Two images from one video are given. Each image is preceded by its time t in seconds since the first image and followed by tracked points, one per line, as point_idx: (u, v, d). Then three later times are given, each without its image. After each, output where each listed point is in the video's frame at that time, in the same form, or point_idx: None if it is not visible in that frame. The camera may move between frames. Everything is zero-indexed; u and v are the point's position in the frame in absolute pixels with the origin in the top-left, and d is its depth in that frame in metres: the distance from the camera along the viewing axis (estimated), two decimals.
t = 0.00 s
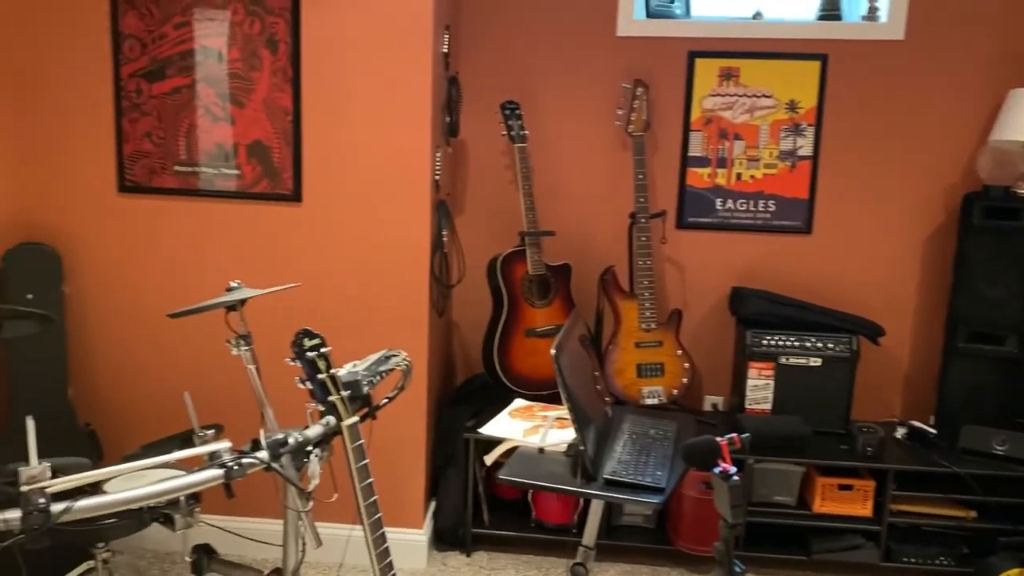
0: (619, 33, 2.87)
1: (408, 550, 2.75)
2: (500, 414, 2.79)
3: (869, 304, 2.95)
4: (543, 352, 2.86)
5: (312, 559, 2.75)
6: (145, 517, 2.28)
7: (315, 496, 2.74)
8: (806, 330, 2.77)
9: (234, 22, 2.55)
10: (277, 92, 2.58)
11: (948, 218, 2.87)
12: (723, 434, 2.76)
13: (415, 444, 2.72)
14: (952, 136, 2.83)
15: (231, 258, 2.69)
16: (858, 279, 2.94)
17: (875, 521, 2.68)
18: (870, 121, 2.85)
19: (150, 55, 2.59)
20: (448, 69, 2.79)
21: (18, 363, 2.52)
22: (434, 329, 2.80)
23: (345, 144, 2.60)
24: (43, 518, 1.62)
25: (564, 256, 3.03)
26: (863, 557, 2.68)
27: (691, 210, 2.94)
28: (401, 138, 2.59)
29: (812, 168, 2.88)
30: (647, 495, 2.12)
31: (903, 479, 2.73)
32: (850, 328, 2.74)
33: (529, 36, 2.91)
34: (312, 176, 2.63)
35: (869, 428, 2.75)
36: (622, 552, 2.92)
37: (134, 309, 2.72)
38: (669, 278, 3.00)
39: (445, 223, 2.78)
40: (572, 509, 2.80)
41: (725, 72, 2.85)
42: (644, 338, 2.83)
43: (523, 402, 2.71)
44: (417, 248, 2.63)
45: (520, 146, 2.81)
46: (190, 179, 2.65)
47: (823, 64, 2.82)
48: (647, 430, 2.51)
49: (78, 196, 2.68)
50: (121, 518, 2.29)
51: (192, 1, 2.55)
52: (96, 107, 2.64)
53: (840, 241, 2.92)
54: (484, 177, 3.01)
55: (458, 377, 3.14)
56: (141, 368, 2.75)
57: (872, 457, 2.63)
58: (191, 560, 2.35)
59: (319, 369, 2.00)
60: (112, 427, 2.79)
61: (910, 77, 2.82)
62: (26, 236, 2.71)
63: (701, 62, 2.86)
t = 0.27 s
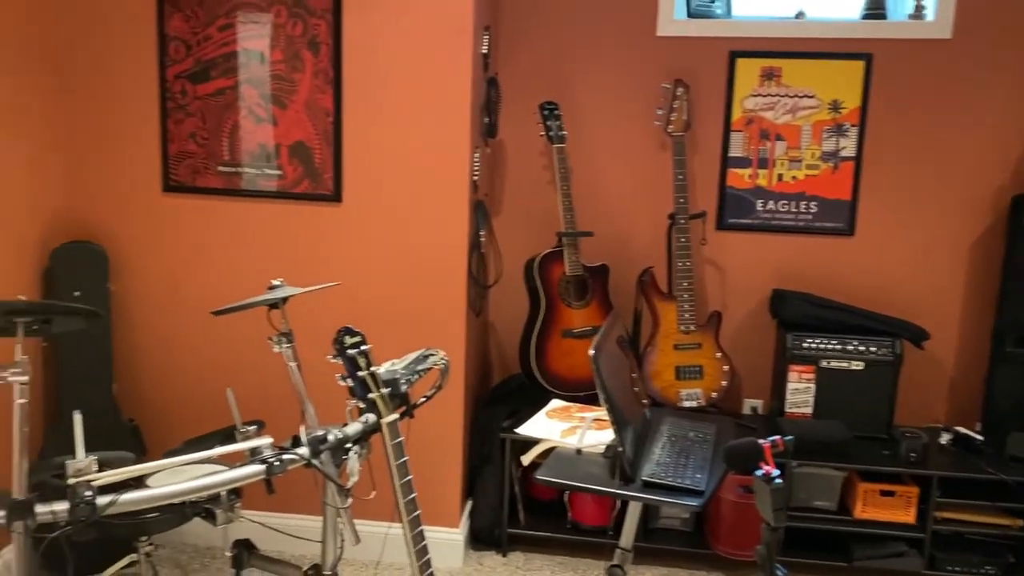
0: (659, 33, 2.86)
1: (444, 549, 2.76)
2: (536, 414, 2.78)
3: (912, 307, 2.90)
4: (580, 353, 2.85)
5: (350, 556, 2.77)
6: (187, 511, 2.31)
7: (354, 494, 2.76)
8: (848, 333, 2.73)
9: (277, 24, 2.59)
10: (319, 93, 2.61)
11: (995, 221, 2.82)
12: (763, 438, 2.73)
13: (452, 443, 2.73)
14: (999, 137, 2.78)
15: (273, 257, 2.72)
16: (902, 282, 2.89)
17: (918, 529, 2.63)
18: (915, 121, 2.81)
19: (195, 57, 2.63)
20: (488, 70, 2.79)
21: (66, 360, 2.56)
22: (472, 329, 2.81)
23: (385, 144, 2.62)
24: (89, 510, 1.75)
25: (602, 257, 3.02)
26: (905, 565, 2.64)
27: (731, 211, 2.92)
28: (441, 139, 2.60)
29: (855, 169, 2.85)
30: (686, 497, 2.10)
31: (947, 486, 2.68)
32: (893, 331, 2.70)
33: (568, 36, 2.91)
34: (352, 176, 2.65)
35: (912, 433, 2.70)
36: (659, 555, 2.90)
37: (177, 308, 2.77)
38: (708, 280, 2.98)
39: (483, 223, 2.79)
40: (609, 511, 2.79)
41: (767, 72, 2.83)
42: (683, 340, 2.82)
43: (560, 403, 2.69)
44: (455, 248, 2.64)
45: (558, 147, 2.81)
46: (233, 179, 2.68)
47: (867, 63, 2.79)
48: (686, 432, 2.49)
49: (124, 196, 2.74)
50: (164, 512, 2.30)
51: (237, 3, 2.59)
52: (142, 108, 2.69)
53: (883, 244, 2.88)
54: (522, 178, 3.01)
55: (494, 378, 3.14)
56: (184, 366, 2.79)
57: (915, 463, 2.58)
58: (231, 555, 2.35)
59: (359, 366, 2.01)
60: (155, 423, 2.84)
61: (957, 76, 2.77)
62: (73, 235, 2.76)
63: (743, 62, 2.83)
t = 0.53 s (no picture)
0: (695, 34, 2.84)
1: (477, 552, 2.76)
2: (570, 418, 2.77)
3: (954, 312, 2.85)
4: (614, 357, 2.83)
5: (384, 557, 2.78)
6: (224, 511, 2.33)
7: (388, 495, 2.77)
8: (888, 339, 2.69)
9: (314, 28, 2.61)
10: (355, 96, 2.63)
11: None
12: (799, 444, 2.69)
13: (485, 446, 2.73)
14: None
15: (309, 260, 2.74)
16: (944, 287, 2.84)
17: (960, 539, 2.58)
18: (958, 124, 2.76)
19: (234, 61, 2.66)
20: (523, 73, 2.79)
21: (107, 360, 2.60)
22: (505, 332, 2.81)
23: (421, 147, 2.63)
24: (130, 508, 1.75)
25: (636, 261, 3.00)
26: None
27: (768, 214, 2.89)
28: (476, 141, 2.60)
29: (896, 172, 2.81)
30: (722, 503, 2.07)
31: (990, 496, 2.63)
32: (934, 337, 2.65)
33: (604, 38, 2.90)
34: (388, 179, 2.66)
35: (954, 441, 2.65)
36: (693, 562, 2.88)
37: (215, 309, 2.80)
38: (744, 284, 2.95)
39: (517, 226, 2.79)
40: (643, 517, 2.77)
41: (805, 74, 2.80)
42: (719, 345, 2.79)
43: (594, 407, 2.68)
44: (490, 251, 2.64)
45: (593, 149, 2.80)
46: (270, 182, 2.71)
47: (908, 65, 2.75)
48: (722, 438, 2.47)
49: (164, 198, 2.77)
50: (201, 511, 2.33)
51: (275, 8, 2.61)
52: (182, 111, 2.72)
53: (924, 248, 2.83)
54: (556, 180, 3.01)
55: (527, 381, 3.14)
56: (221, 367, 2.82)
57: (956, 471, 2.53)
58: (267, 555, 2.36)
59: (396, 368, 2.01)
60: (192, 423, 2.87)
61: (1001, 77, 2.72)
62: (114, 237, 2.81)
63: (781, 63, 2.80)
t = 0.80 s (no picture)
0: (726, 36, 2.83)
1: (505, 555, 2.77)
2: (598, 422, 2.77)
3: (990, 317, 2.81)
4: (643, 360, 2.82)
5: (412, 558, 2.79)
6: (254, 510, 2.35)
7: (416, 496, 2.79)
8: (921, 344, 2.66)
9: (346, 32, 2.63)
10: (385, 100, 2.65)
11: None
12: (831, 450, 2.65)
13: (513, 448, 2.73)
14: None
15: (339, 262, 2.76)
16: (979, 291, 2.80)
17: (995, 547, 2.54)
18: (994, 125, 2.72)
19: (266, 65, 2.69)
20: (552, 75, 2.80)
21: (141, 359, 2.64)
22: (533, 334, 2.81)
23: (450, 149, 2.64)
24: (163, 506, 1.75)
25: (665, 264, 2.99)
26: None
27: (799, 217, 2.87)
28: (505, 144, 2.60)
29: (930, 175, 2.77)
30: (752, 509, 2.06)
31: None
32: (969, 342, 2.61)
33: (634, 41, 2.90)
34: (418, 182, 2.68)
35: (989, 448, 2.60)
36: (721, 567, 2.86)
37: (246, 310, 2.83)
38: (775, 287, 2.93)
39: (546, 228, 2.79)
40: (671, 522, 2.76)
41: (838, 76, 2.77)
42: (749, 349, 2.78)
43: (622, 411, 2.67)
44: (518, 253, 2.64)
45: (623, 151, 2.79)
46: (301, 185, 2.74)
47: (943, 66, 2.71)
48: (752, 443, 2.45)
49: (196, 200, 2.81)
50: (231, 510, 2.35)
51: (306, 12, 2.64)
52: (216, 115, 2.76)
53: (958, 252, 2.79)
54: (585, 182, 3.00)
55: (555, 384, 3.14)
56: (251, 367, 2.85)
57: (992, 479, 2.49)
58: (296, 554, 2.39)
59: (425, 370, 2.02)
60: (223, 422, 2.91)
61: None
62: (148, 239, 2.85)
63: (813, 65, 2.78)
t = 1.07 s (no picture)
0: (756, 38, 2.81)
1: (532, 558, 2.76)
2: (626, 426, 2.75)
3: None
4: (671, 364, 2.81)
5: (439, 560, 2.79)
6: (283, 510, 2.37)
7: (444, 499, 2.79)
8: (955, 349, 2.61)
9: (375, 35, 2.64)
10: (413, 103, 2.66)
11: None
12: (862, 456, 2.62)
13: (540, 451, 2.73)
14: None
15: (368, 264, 2.77)
16: (1015, 296, 2.76)
17: None
18: None
19: (296, 69, 2.71)
20: (580, 78, 2.79)
21: (172, 360, 2.66)
22: (560, 337, 2.81)
23: (478, 152, 2.64)
24: (193, 506, 1.78)
25: (694, 267, 2.98)
26: None
27: (830, 220, 2.84)
28: (534, 146, 2.60)
29: (964, 177, 2.73)
30: (782, 515, 2.04)
31: None
32: (1005, 348, 2.57)
33: (662, 43, 2.88)
34: (446, 185, 2.68)
35: None
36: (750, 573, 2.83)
37: (275, 312, 2.85)
38: (805, 291, 2.90)
39: (573, 231, 2.79)
40: (700, 527, 2.74)
41: (870, 78, 2.74)
42: (778, 353, 2.76)
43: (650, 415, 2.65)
44: (546, 256, 2.64)
45: (651, 154, 2.78)
46: (330, 188, 2.75)
47: (978, 67, 2.68)
48: (782, 448, 2.43)
49: (227, 202, 2.84)
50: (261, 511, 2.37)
51: (336, 16, 2.65)
52: (246, 119, 2.79)
53: (993, 255, 2.75)
54: (613, 185, 3.00)
55: (582, 387, 3.14)
56: (280, 369, 2.87)
57: None
58: (325, 555, 2.39)
59: (453, 372, 2.03)
60: (252, 423, 2.93)
61: None
62: (180, 242, 2.89)
63: (844, 67, 2.75)
